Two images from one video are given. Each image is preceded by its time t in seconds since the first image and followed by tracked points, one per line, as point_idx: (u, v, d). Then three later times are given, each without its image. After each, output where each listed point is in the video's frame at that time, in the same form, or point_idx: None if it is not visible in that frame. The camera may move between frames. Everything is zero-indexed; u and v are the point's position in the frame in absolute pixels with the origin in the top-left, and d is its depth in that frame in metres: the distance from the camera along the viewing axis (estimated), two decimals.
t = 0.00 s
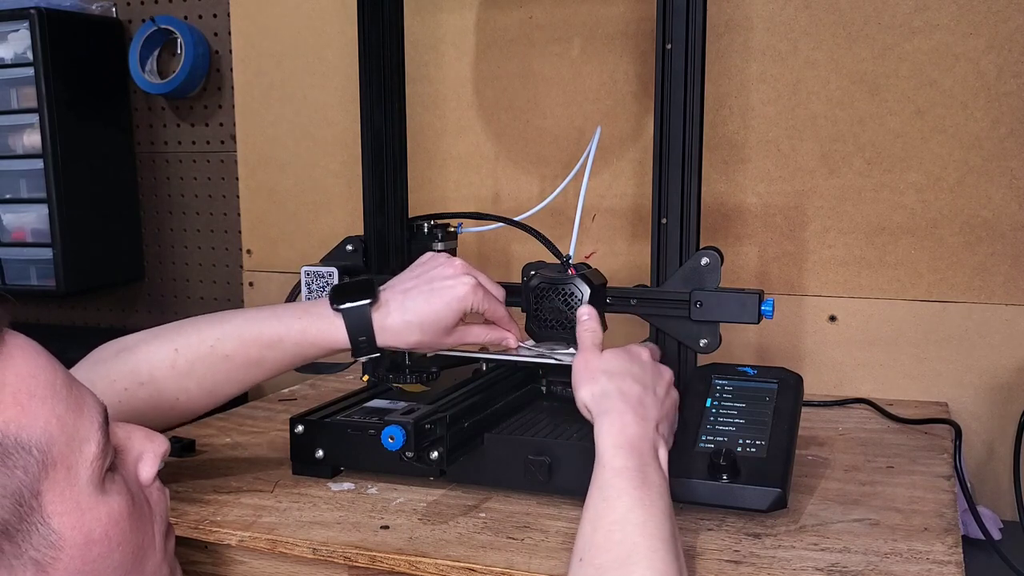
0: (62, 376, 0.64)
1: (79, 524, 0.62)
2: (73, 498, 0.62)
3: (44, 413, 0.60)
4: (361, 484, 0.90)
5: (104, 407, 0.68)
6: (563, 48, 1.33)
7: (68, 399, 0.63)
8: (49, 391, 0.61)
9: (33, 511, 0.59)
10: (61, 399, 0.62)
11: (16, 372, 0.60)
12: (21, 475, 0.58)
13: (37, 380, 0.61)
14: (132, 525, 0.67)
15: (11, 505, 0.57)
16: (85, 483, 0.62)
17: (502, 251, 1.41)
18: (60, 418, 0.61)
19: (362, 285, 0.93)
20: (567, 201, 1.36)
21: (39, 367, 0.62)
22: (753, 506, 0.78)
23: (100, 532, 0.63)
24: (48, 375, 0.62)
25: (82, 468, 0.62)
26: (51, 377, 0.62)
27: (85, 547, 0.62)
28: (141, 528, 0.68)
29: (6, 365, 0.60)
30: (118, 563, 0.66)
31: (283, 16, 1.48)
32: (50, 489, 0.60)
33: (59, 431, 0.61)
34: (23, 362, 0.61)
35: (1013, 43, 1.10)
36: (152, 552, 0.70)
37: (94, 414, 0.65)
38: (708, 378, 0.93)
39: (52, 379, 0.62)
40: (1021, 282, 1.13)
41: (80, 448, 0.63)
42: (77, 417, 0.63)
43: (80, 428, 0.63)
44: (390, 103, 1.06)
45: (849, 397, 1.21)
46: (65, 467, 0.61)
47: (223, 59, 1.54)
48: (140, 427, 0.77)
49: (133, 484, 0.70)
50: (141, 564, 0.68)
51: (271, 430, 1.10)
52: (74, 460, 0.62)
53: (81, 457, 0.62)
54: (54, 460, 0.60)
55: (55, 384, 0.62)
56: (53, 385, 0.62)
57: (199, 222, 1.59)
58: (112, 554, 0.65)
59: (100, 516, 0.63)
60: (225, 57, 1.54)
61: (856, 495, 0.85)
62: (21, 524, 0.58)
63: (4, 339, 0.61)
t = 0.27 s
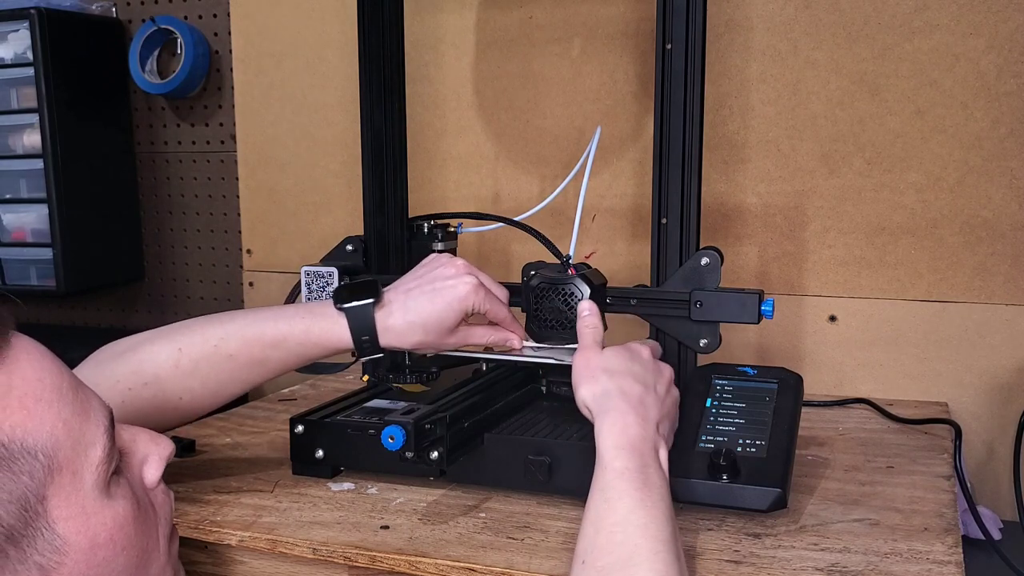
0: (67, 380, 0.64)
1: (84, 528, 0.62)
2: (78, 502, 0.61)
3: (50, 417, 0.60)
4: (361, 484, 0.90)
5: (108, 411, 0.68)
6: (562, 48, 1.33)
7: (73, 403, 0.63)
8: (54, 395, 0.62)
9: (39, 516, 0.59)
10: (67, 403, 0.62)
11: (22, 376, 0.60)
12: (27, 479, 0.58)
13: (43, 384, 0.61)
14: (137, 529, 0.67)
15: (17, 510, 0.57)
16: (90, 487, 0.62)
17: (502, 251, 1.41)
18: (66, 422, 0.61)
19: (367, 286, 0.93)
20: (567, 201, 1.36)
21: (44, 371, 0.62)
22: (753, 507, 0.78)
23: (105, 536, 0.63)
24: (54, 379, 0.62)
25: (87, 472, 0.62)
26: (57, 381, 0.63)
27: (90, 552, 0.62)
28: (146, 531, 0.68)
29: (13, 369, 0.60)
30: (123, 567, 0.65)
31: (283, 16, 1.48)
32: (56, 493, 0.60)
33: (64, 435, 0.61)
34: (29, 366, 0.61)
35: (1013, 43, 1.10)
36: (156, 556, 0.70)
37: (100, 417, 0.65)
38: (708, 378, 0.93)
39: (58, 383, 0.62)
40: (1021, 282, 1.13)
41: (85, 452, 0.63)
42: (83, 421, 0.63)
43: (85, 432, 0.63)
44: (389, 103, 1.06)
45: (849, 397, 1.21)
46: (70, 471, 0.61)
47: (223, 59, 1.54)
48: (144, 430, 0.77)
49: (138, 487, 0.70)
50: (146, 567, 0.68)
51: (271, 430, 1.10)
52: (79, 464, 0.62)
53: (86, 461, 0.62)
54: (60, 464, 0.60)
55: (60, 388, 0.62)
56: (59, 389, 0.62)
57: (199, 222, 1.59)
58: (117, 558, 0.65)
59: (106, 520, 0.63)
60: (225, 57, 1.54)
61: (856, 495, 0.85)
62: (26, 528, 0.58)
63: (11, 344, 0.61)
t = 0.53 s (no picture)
0: (71, 382, 0.64)
1: (86, 532, 0.62)
2: (80, 505, 0.61)
3: (53, 421, 0.60)
4: (361, 484, 0.90)
5: (112, 413, 0.68)
6: (563, 48, 1.33)
7: (77, 406, 0.63)
8: (58, 398, 0.61)
9: (40, 520, 0.59)
10: (70, 406, 0.62)
11: (26, 379, 0.60)
12: (28, 483, 0.58)
13: (47, 387, 0.61)
14: (138, 531, 0.67)
15: (19, 513, 0.57)
16: (92, 491, 0.62)
17: (502, 251, 1.41)
18: (69, 425, 0.61)
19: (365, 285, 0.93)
20: (567, 201, 1.36)
21: (48, 374, 0.62)
22: (753, 506, 0.78)
23: (107, 539, 0.63)
24: (58, 382, 0.62)
25: (89, 476, 0.62)
26: (60, 384, 0.62)
27: (92, 555, 0.62)
28: (147, 534, 0.68)
29: (17, 372, 0.59)
30: (124, 570, 0.66)
31: (283, 16, 1.48)
32: (58, 497, 0.60)
33: (67, 439, 0.61)
34: (33, 369, 0.61)
35: (1013, 43, 1.10)
36: (157, 558, 0.70)
37: (103, 420, 0.65)
38: (708, 378, 0.93)
39: (61, 386, 0.62)
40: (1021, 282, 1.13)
41: (88, 455, 0.62)
42: (86, 424, 0.63)
43: (89, 436, 0.63)
44: (389, 103, 1.06)
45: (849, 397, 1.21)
46: (73, 474, 0.61)
47: (223, 59, 1.54)
48: (147, 432, 0.77)
49: (140, 490, 0.70)
50: (146, 570, 0.68)
51: (271, 430, 1.10)
52: (81, 467, 0.62)
53: (88, 464, 0.62)
54: (63, 468, 0.60)
55: (64, 392, 0.62)
56: (62, 392, 0.62)
57: (199, 222, 1.59)
58: (118, 561, 0.65)
59: (107, 524, 0.63)
60: (225, 57, 1.54)
61: (856, 495, 0.85)
62: (28, 532, 0.58)
63: (14, 345, 0.61)
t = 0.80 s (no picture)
0: (71, 387, 0.64)
1: (85, 537, 0.62)
2: (80, 511, 0.61)
3: (53, 426, 0.60)
4: (361, 484, 0.90)
5: (112, 417, 0.68)
6: (563, 48, 1.33)
7: (77, 411, 0.63)
8: (58, 403, 0.61)
9: (39, 526, 0.59)
10: (70, 411, 0.62)
11: (26, 385, 0.60)
12: (27, 490, 0.58)
13: (47, 392, 0.61)
14: (138, 536, 0.67)
15: (17, 520, 0.57)
16: (91, 497, 0.62)
17: (502, 251, 1.41)
18: (69, 431, 0.61)
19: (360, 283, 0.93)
20: (567, 201, 1.36)
21: (49, 379, 0.62)
22: (753, 507, 0.78)
23: (106, 545, 0.63)
24: (58, 387, 0.62)
25: (89, 482, 0.62)
26: (61, 390, 0.62)
27: (91, 561, 0.62)
28: (147, 539, 0.68)
29: (17, 378, 0.59)
30: None
31: (283, 16, 1.48)
32: (57, 503, 0.60)
33: (67, 444, 0.61)
34: (34, 374, 0.61)
35: (1013, 44, 1.10)
36: (157, 562, 0.70)
37: (103, 425, 0.65)
38: (708, 378, 0.93)
39: (62, 392, 0.62)
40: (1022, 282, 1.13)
41: (87, 461, 0.62)
42: (86, 429, 0.63)
43: (88, 441, 0.63)
44: (389, 102, 1.06)
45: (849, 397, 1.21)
46: (72, 480, 0.61)
47: (223, 59, 1.54)
48: (147, 436, 0.77)
49: (140, 494, 0.70)
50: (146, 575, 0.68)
51: (271, 430, 1.10)
52: (81, 473, 0.62)
53: (88, 470, 0.62)
54: (63, 474, 0.60)
55: (64, 397, 0.62)
56: (63, 397, 0.62)
57: (199, 222, 1.59)
58: (118, 566, 0.65)
59: (107, 529, 0.63)
60: (225, 57, 1.54)
61: (856, 495, 0.85)
62: (26, 538, 0.58)
63: (15, 350, 0.61)
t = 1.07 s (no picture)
0: (74, 388, 0.64)
1: (87, 538, 0.62)
2: (82, 512, 0.61)
3: (56, 427, 0.60)
4: (361, 484, 0.90)
5: (115, 418, 0.68)
6: (563, 48, 1.33)
7: (79, 412, 0.63)
8: (61, 404, 0.61)
9: (42, 526, 0.59)
10: (73, 412, 0.62)
11: (30, 385, 0.60)
12: (30, 490, 0.57)
13: (50, 393, 0.61)
14: (139, 537, 0.67)
15: (19, 520, 0.57)
16: (93, 498, 0.62)
17: (502, 251, 1.41)
18: (72, 432, 0.61)
19: (368, 281, 0.93)
20: (567, 201, 1.36)
21: (52, 380, 0.61)
22: (753, 506, 0.78)
23: (108, 546, 0.63)
24: (61, 388, 0.62)
25: (91, 482, 0.62)
26: (64, 390, 0.62)
27: (92, 562, 0.62)
28: (148, 540, 0.68)
29: (21, 378, 0.59)
30: None
31: (283, 16, 1.48)
32: (60, 504, 0.60)
33: (69, 445, 0.60)
34: (37, 374, 0.61)
35: (1013, 44, 1.10)
36: (158, 564, 0.70)
37: (106, 426, 0.65)
38: (708, 378, 0.93)
39: (65, 392, 0.62)
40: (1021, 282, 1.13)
41: (90, 462, 0.62)
42: (89, 430, 0.63)
43: (91, 442, 0.63)
44: (390, 102, 1.06)
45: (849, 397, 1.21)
46: (75, 481, 0.61)
47: (223, 59, 1.54)
48: (149, 437, 0.77)
49: (142, 495, 0.70)
50: None
51: (271, 430, 1.10)
52: (83, 474, 0.62)
53: (90, 471, 0.62)
54: (65, 475, 0.60)
55: (67, 398, 0.62)
56: (66, 397, 0.62)
57: (198, 222, 1.59)
58: (119, 567, 0.65)
59: (109, 530, 0.63)
60: (225, 57, 1.54)
61: (856, 495, 0.85)
62: (28, 539, 0.58)
63: (17, 350, 0.61)
